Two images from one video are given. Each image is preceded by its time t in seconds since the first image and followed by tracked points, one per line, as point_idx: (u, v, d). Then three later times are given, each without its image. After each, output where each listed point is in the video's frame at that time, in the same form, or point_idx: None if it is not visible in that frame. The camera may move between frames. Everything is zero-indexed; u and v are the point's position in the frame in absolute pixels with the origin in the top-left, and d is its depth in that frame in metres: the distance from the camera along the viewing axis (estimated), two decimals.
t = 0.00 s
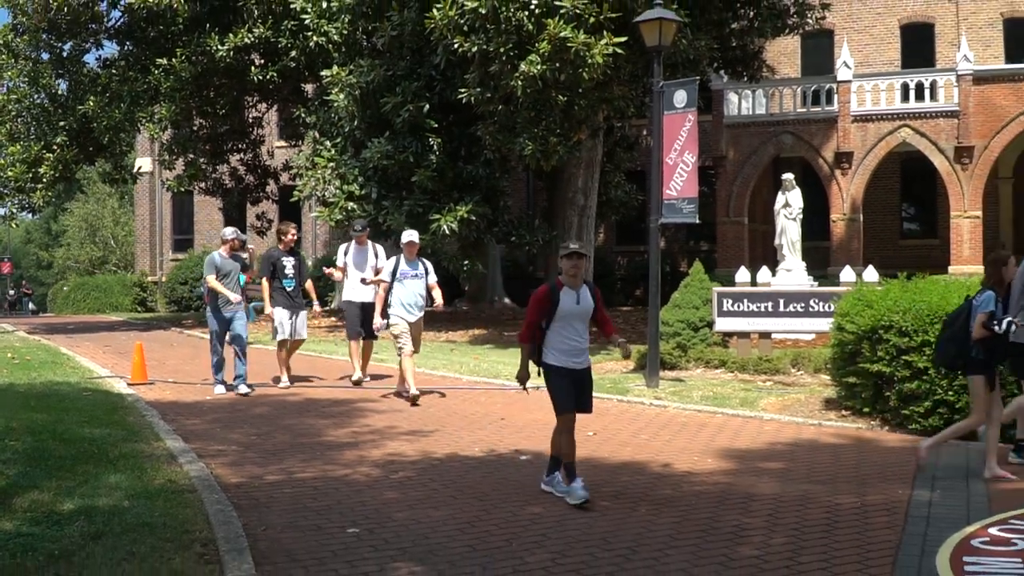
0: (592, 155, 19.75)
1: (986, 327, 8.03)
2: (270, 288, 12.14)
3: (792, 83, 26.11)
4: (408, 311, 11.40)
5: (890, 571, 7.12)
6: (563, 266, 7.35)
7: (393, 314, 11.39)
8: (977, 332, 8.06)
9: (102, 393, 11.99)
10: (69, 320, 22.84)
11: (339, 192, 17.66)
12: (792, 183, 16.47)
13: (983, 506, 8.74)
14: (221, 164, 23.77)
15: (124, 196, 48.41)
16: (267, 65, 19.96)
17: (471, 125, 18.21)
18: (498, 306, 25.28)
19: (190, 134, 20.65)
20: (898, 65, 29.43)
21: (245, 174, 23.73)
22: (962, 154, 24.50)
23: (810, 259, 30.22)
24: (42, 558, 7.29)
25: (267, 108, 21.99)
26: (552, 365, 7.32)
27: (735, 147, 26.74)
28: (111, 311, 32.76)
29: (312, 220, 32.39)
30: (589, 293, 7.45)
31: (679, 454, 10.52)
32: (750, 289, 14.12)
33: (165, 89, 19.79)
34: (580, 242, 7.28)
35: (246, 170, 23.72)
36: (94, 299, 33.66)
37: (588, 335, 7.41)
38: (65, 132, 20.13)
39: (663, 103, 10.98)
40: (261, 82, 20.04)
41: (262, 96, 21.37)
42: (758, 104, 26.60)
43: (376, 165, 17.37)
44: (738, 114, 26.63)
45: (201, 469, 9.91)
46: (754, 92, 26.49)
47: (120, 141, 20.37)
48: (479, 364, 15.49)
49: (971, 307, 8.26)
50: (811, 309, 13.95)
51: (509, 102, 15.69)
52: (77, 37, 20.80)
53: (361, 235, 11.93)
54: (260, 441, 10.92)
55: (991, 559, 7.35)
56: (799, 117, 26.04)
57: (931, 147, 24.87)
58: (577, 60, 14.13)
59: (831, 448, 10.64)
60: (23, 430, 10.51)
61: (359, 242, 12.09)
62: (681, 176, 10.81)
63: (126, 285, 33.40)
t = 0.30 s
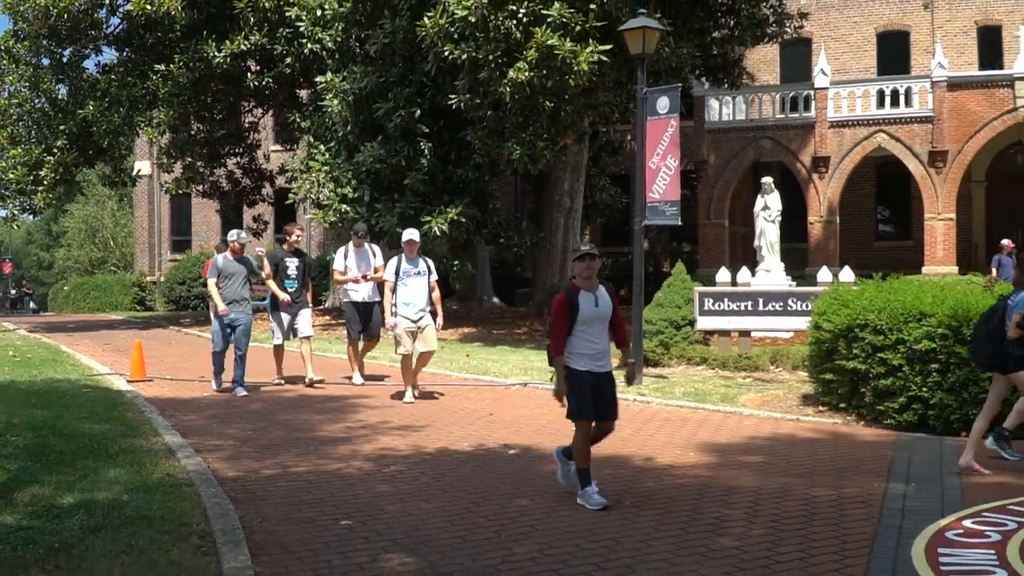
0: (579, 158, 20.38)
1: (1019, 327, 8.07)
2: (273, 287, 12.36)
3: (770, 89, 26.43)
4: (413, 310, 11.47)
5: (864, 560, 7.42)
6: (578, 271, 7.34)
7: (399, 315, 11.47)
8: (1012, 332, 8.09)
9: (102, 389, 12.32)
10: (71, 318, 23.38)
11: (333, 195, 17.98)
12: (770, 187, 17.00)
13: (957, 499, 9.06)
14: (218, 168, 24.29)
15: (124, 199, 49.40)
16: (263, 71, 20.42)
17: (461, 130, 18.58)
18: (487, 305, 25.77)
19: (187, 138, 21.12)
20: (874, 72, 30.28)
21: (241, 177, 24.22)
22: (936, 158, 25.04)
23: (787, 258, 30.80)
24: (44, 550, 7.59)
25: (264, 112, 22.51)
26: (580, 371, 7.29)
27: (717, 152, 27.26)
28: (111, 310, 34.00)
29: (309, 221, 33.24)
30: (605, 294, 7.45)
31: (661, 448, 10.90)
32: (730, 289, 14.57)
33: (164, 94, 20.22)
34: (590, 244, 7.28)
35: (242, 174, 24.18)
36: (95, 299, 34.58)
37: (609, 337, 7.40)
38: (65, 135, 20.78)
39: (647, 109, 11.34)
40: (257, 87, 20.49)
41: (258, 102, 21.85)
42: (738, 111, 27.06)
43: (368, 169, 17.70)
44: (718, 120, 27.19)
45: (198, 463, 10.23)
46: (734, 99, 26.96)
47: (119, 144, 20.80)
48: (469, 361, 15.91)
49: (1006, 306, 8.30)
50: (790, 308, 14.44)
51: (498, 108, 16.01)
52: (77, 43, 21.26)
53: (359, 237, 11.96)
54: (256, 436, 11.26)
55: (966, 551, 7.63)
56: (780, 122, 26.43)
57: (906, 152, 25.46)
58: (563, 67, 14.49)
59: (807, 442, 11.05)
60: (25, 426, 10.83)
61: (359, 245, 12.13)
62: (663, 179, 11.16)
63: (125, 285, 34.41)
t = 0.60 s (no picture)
0: (564, 162, 20.80)
1: None
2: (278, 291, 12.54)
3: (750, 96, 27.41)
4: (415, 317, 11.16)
5: (840, 551, 7.67)
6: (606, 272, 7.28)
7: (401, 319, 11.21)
8: None
9: (102, 386, 12.64)
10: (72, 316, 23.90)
11: (327, 197, 18.36)
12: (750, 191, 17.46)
13: (931, 492, 9.37)
14: (215, 171, 24.79)
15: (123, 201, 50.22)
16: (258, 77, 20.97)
17: (451, 135, 18.88)
18: (476, 304, 26.24)
19: (185, 141, 21.66)
20: (850, 79, 31.16)
21: (237, 181, 24.61)
22: (910, 161, 25.61)
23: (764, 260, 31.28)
24: (45, 543, 7.87)
25: (259, 117, 23.00)
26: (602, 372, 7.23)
27: (698, 156, 28.07)
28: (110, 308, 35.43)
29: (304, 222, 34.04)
30: (631, 296, 7.38)
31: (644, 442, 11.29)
32: (711, 288, 15.02)
33: (163, 99, 20.72)
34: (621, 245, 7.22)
35: (238, 177, 24.54)
36: (95, 298, 36.39)
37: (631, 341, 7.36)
38: (65, 139, 21.14)
39: (631, 115, 11.81)
40: (252, 93, 21.05)
41: (253, 107, 22.35)
42: (719, 116, 27.97)
43: (361, 172, 18.02)
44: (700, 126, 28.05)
45: (195, 458, 10.56)
46: (715, 105, 27.88)
47: (118, 148, 21.24)
48: (459, 358, 16.33)
49: None
50: (768, 307, 14.94)
51: (487, 113, 16.35)
52: (77, 49, 21.64)
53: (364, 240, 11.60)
54: (252, 431, 11.60)
55: (940, 543, 7.87)
56: (759, 128, 27.26)
57: (881, 156, 26.06)
58: (550, 73, 14.83)
59: (785, 436, 11.46)
60: (26, 422, 11.15)
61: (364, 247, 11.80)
62: (646, 182, 11.54)
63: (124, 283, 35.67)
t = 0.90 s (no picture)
0: (551, 166, 21.05)
1: None
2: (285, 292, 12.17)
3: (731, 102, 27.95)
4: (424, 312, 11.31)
5: (817, 541, 7.94)
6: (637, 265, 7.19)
7: (410, 315, 11.30)
8: None
9: (100, 382, 12.97)
10: (71, 315, 24.38)
11: (321, 200, 18.62)
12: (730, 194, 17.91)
13: (904, 484, 9.72)
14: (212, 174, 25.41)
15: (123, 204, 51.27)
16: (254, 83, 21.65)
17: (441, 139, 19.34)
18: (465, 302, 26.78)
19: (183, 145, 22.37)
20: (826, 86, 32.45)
21: (233, 183, 25.39)
22: (884, 166, 26.23)
23: (745, 258, 32.38)
24: (45, 536, 8.15)
25: (255, 122, 23.56)
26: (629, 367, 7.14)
27: (680, 160, 28.60)
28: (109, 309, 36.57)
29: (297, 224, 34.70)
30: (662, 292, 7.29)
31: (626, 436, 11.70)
32: (692, 287, 15.59)
33: (160, 104, 21.32)
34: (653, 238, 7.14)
35: (233, 179, 25.41)
36: (94, 297, 37.62)
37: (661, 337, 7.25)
38: (65, 142, 21.39)
39: (615, 120, 12.18)
40: (249, 98, 21.72)
41: (249, 112, 22.92)
42: (700, 122, 28.52)
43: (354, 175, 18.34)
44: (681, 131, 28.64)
45: (192, 453, 10.90)
46: (696, 110, 28.47)
47: (118, 151, 21.63)
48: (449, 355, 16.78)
49: None
50: (747, 306, 15.35)
51: (476, 118, 16.70)
52: (77, 54, 21.94)
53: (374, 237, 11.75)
54: (248, 426, 11.95)
55: (913, 534, 8.15)
56: (738, 133, 27.88)
57: (856, 161, 26.70)
58: (536, 80, 15.22)
59: (763, 430, 11.88)
60: (27, 418, 11.46)
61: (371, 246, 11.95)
62: (630, 186, 11.93)
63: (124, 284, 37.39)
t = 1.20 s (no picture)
0: (539, 169, 21.65)
1: None
2: (288, 292, 12.30)
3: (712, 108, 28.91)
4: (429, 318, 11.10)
5: (795, 532, 8.18)
6: (660, 273, 7.02)
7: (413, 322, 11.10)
8: None
9: (100, 379, 13.33)
10: (69, 314, 24.86)
11: (315, 202, 18.98)
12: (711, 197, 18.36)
13: (879, 477, 10.05)
14: (210, 177, 26.09)
15: (121, 206, 52.75)
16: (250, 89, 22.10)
17: (432, 143, 19.69)
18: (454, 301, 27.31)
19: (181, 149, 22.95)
20: (803, 93, 33.54)
21: (229, 185, 26.16)
22: (859, 169, 27.14)
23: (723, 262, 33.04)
24: (45, 529, 8.39)
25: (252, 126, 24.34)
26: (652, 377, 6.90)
27: (663, 164, 29.65)
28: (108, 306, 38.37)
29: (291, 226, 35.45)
30: (686, 300, 7.07)
31: (610, 431, 12.12)
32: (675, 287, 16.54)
33: (159, 109, 21.50)
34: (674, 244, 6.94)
35: (231, 182, 26.14)
36: (94, 298, 38.61)
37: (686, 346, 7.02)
38: (66, 146, 21.88)
39: (600, 125, 12.59)
40: (246, 103, 22.15)
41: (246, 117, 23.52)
42: (682, 128, 29.63)
43: (348, 179, 18.74)
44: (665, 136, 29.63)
45: (190, 448, 11.25)
46: (678, 117, 29.58)
47: (118, 155, 22.07)
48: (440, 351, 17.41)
49: None
50: (728, 304, 16.19)
51: (466, 123, 17.06)
52: (77, 60, 22.47)
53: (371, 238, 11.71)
54: (244, 422, 12.30)
55: (889, 525, 8.39)
56: (719, 139, 28.84)
57: (832, 165, 27.63)
58: (524, 85, 15.62)
59: (743, 425, 12.31)
60: (28, 414, 11.79)
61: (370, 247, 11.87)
62: (614, 189, 12.39)
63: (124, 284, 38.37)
